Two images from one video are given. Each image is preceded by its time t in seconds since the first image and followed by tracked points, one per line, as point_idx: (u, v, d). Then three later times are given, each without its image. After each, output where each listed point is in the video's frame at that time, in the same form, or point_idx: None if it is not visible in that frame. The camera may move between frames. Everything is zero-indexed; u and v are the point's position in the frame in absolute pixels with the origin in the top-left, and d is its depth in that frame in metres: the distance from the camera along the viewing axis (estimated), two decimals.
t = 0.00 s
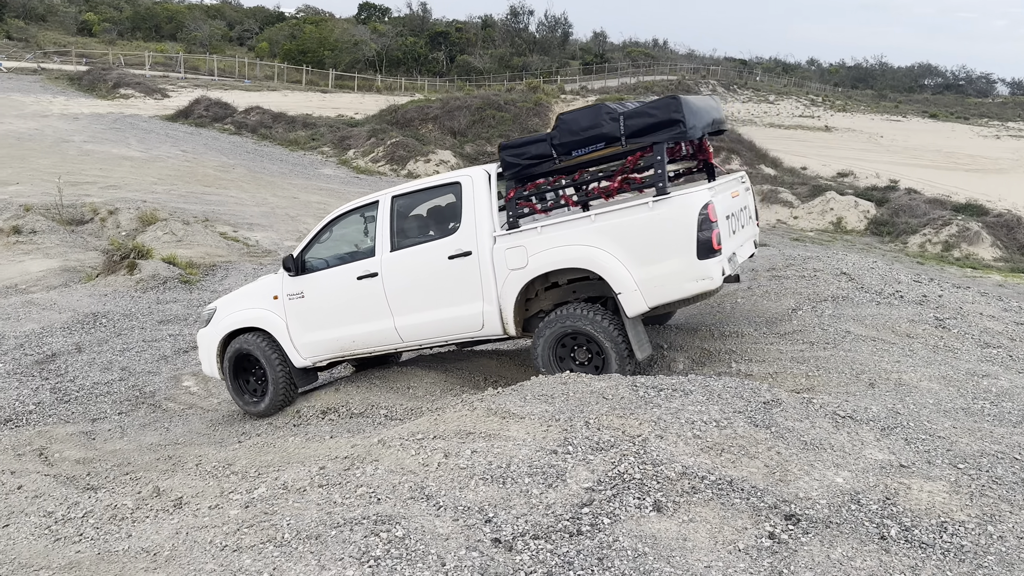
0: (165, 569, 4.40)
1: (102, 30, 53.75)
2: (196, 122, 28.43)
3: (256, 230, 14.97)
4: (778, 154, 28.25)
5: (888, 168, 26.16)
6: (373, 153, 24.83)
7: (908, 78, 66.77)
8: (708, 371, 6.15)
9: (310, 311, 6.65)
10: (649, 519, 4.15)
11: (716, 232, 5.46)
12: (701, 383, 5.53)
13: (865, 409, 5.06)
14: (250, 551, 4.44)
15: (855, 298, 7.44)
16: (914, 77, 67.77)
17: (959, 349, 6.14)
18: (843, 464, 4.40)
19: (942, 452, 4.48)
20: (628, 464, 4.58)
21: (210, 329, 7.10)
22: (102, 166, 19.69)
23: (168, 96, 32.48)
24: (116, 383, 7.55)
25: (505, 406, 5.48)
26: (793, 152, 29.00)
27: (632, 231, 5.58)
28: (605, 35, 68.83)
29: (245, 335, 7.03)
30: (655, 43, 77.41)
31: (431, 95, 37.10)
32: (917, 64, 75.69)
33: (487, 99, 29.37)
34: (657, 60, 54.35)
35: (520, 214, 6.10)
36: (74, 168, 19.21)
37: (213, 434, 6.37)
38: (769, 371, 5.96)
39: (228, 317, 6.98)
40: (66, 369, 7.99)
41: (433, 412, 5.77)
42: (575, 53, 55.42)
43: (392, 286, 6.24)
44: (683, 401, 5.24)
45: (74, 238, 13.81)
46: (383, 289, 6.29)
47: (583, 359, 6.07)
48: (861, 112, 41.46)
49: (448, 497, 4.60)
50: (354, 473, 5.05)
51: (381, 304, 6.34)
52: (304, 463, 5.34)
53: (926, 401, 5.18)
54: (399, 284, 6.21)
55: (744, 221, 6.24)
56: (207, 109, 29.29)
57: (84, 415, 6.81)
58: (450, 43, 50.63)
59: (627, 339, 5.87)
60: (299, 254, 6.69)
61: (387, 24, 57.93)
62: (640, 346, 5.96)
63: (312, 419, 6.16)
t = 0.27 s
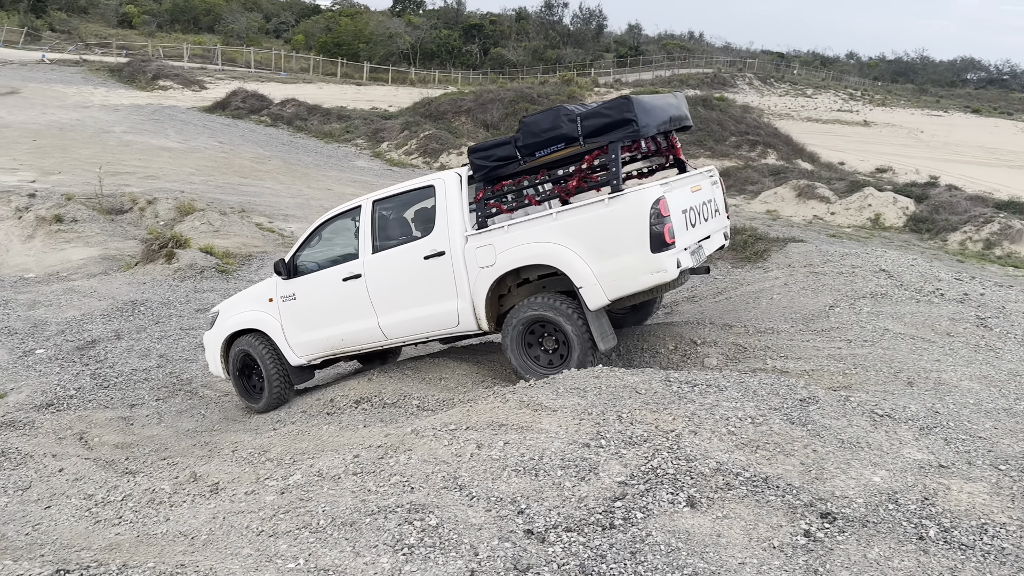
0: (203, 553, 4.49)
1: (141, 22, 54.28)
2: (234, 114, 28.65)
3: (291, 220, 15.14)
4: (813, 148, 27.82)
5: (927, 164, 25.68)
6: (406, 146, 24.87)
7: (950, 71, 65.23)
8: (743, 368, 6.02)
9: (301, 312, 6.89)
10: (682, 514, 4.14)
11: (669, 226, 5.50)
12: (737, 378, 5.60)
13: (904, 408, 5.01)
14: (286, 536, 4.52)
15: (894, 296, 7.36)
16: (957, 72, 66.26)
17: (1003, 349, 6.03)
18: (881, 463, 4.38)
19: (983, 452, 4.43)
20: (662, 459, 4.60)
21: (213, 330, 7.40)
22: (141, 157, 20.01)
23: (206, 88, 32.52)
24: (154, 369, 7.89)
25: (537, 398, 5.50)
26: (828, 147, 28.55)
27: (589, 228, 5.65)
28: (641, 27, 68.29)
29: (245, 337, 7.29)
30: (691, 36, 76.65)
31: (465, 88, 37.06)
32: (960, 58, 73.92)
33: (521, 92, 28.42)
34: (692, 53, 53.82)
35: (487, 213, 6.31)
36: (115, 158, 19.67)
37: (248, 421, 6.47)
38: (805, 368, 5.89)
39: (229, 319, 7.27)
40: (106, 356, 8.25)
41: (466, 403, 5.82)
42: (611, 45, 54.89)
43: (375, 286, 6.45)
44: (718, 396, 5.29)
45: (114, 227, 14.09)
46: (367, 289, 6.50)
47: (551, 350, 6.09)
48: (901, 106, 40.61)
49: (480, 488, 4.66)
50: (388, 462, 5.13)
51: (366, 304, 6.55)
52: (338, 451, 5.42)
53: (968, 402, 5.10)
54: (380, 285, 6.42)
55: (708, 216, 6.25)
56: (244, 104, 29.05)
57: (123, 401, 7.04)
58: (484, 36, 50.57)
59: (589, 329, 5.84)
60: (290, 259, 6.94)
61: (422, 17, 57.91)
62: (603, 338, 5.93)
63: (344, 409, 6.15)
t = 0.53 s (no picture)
0: (244, 540, 4.58)
1: (183, 17, 54.89)
2: (273, 107, 28.96)
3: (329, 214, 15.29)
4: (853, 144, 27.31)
5: (971, 161, 25.09)
6: (443, 142, 24.90)
7: (999, 66, 63.38)
8: (783, 367, 5.96)
9: (299, 310, 7.03)
10: (720, 513, 4.15)
11: (631, 231, 5.51)
12: (776, 377, 5.67)
13: (948, 410, 4.99)
14: (325, 525, 4.60)
15: (938, 296, 7.27)
16: (1007, 67, 64.42)
17: None
18: (924, 466, 4.36)
19: None
20: (700, 458, 4.63)
21: (221, 329, 7.59)
22: (183, 151, 20.37)
23: (247, 83, 32.76)
24: (195, 359, 8.14)
25: (573, 394, 5.60)
26: (868, 143, 28.01)
27: (556, 233, 5.72)
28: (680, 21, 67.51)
29: (253, 336, 7.46)
30: (731, 30, 75.52)
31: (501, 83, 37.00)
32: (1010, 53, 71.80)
33: (557, 87, 28.24)
34: (731, 47, 53.04)
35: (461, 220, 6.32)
36: (158, 152, 20.10)
37: (286, 411, 6.56)
38: (846, 368, 5.82)
39: (234, 317, 7.45)
40: (148, 345, 8.48)
41: (501, 397, 5.88)
42: (648, 39, 54.30)
43: (366, 287, 6.59)
44: (757, 395, 5.36)
45: (157, 219, 14.36)
46: (359, 289, 6.64)
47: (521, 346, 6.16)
48: (947, 103, 39.59)
49: (516, 482, 4.71)
50: (425, 454, 5.21)
51: (358, 303, 6.68)
52: (375, 442, 5.50)
53: (1016, 405, 5.02)
54: (370, 285, 6.56)
55: (681, 219, 6.24)
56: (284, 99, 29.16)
57: (164, 390, 7.24)
58: (522, 30, 50.40)
59: (554, 327, 5.91)
60: (292, 260, 7.07)
61: (459, 12, 57.88)
62: (570, 337, 5.98)
63: (381, 401, 6.21)
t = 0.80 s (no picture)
0: (280, 534, 4.65)
1: (223, 16, 55.59)
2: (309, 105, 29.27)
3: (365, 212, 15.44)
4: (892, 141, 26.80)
5: (1017, 159, 24.44)
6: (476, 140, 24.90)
7: None
8: (821, 369, 5.88)
9: (297, 316, 7.20)
10: (756, 516, 4.12)
11: (587, 229, 5.59)
12: (814, 378, 5.68)
13: (990, 414, 4.93)
14: (359, 521, 4.64)
15: (980, 297, 7.16)
16: None
17: None
18: (965, 472, 4.33)
19: None
20: (736, 460, 4.64)
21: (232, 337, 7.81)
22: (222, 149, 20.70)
23: (284, 82, 33.05)
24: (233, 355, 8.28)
25: (607, 394, 5.70)
26: (909, 141, 27.45)
27: (520, 234, 5.86)
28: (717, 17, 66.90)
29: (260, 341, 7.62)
30: (768, 26, 74.54)
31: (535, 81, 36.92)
32: None
33: (591, 84, 28.10)
34: (769, 44, 52.36)
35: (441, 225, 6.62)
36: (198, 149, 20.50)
37: (321, 406, 6.63)
38: (884, 370, 5.73)
39: (241, 326, 7.67)
40: (187, 341, 8.67)
41: (534, 395, 5.94)
42: (685, 36, 53.99)
43: (356, 291, 6.76)
44: (793, 397, 5.39)
45: (197, 216, 14.66)
46: (349, 294, 6.81)
47: (494, 338, 6.37)
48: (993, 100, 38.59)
49: (550, 481, 4.72)
50: (459, 451, 5.27)
51: (349, 307, 6.84)
52: (409, 439, 5.56)
53: None
54: (360, 290, 6.74)
55: (649, 219, 6.29)
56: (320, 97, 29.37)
57: (203, 386, 7.41)
58: (556, 29, 50.25)
59: (519, 322, 6.05)
60: (292, 269, 7.31)
61: (494, 10, 57.87)
62: (537, 332, 6.10)
63: (415, 398, 6.26)
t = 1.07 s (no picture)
0: (320, 531, 4.71)
1: (262, 20, 56.44)
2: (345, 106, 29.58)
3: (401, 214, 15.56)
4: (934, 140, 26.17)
5: None
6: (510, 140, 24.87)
7: None
8: (864, 371, 5.81)
9: (303, 318, 7.51)
10: (797, 520, 4.07)
11: (553, 235, 5.95)
12: (856, 382, 5.61)
13: None
14: (397, 519, 4.69)
15: None
16: None
17: None
18: (1013, 478, 4.24)
19: None
20: (775, 463, 4.61)
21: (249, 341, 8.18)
22: (261, 151, 21.03)
23: (322, 84, 33.38)
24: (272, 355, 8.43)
25: (643, 397, 5.73)
26: (953, 139, 26.77)
27: (494, 240, 6.24)
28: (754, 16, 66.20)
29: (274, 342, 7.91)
30: (806, 24, 73.41)
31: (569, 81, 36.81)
32: None
33: (626, 84, 28.07)
34: (808, 42, 51.51)
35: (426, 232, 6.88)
36: (237, 151, 20.84)
37: (358, 404, 6.73)
38: (928, 372, 5.64)
39: (255, 329, 8.03)
40: (227, 340, 8.84)
41: (569, 396, 5.98)
42: (722, 36, 53.49)
43: (355, 294, 7.11)
44: (835, 400, 5.34)
45: (237, 218, 14.92)
46: (349, 298, 7.15)
47: (472, 335, 6.77)
48: None
49: (586, 482, 4.72)
50: (495, 451, 5.30)
51: (348, 310, 7.16)
52: (445, 439, 5.61)
53: None
54: (359, 293, 7.08)
55: (621, 227, 6.61)
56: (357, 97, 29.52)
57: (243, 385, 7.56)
58: (591, 28, 50.02)
59: (494, 322, 6.41)
60: (301, 275, 7.68)
61: (529, 11, 57.90)
62: (511, 331, 6.44)
63: (449, 398, 6.32)
